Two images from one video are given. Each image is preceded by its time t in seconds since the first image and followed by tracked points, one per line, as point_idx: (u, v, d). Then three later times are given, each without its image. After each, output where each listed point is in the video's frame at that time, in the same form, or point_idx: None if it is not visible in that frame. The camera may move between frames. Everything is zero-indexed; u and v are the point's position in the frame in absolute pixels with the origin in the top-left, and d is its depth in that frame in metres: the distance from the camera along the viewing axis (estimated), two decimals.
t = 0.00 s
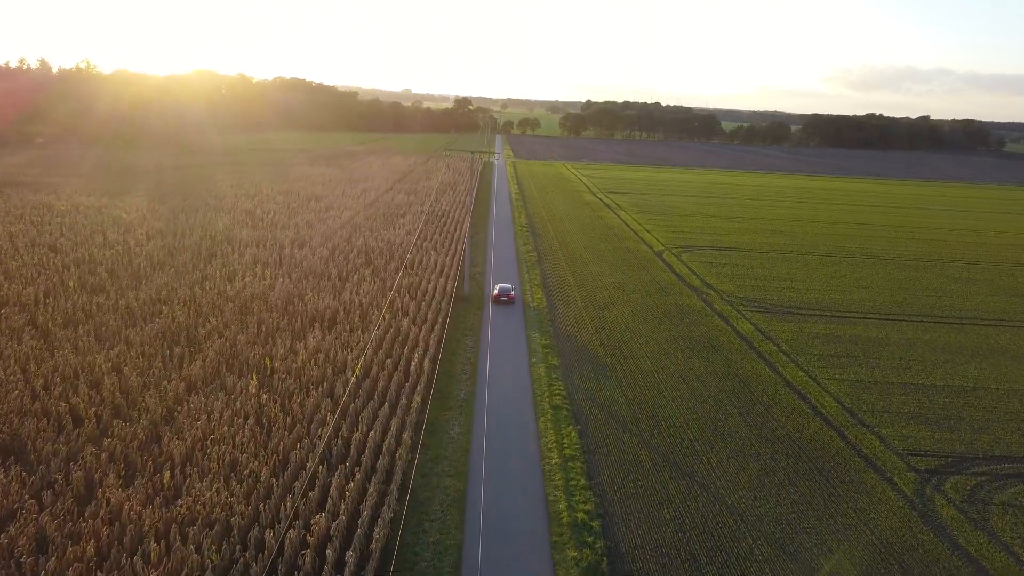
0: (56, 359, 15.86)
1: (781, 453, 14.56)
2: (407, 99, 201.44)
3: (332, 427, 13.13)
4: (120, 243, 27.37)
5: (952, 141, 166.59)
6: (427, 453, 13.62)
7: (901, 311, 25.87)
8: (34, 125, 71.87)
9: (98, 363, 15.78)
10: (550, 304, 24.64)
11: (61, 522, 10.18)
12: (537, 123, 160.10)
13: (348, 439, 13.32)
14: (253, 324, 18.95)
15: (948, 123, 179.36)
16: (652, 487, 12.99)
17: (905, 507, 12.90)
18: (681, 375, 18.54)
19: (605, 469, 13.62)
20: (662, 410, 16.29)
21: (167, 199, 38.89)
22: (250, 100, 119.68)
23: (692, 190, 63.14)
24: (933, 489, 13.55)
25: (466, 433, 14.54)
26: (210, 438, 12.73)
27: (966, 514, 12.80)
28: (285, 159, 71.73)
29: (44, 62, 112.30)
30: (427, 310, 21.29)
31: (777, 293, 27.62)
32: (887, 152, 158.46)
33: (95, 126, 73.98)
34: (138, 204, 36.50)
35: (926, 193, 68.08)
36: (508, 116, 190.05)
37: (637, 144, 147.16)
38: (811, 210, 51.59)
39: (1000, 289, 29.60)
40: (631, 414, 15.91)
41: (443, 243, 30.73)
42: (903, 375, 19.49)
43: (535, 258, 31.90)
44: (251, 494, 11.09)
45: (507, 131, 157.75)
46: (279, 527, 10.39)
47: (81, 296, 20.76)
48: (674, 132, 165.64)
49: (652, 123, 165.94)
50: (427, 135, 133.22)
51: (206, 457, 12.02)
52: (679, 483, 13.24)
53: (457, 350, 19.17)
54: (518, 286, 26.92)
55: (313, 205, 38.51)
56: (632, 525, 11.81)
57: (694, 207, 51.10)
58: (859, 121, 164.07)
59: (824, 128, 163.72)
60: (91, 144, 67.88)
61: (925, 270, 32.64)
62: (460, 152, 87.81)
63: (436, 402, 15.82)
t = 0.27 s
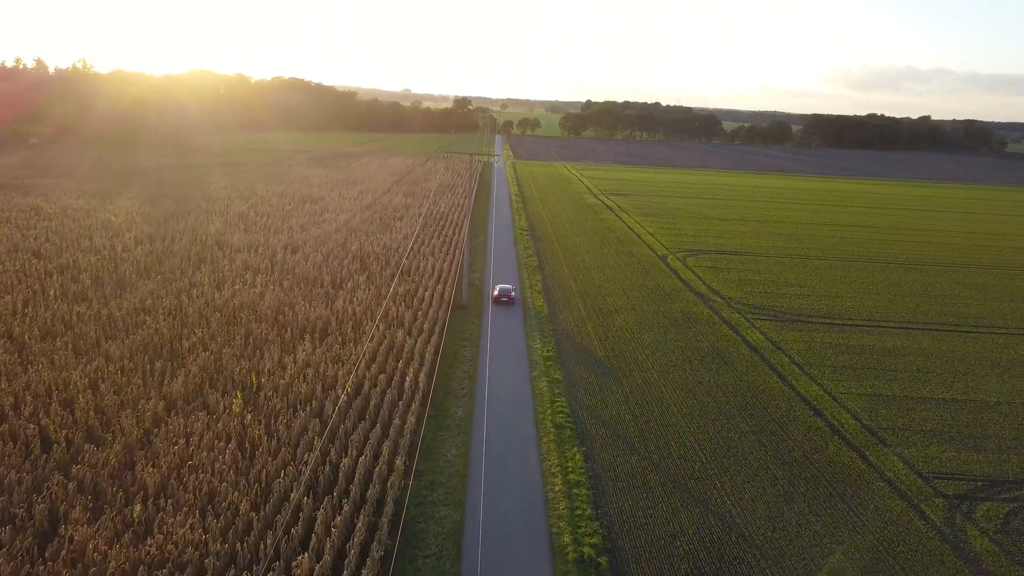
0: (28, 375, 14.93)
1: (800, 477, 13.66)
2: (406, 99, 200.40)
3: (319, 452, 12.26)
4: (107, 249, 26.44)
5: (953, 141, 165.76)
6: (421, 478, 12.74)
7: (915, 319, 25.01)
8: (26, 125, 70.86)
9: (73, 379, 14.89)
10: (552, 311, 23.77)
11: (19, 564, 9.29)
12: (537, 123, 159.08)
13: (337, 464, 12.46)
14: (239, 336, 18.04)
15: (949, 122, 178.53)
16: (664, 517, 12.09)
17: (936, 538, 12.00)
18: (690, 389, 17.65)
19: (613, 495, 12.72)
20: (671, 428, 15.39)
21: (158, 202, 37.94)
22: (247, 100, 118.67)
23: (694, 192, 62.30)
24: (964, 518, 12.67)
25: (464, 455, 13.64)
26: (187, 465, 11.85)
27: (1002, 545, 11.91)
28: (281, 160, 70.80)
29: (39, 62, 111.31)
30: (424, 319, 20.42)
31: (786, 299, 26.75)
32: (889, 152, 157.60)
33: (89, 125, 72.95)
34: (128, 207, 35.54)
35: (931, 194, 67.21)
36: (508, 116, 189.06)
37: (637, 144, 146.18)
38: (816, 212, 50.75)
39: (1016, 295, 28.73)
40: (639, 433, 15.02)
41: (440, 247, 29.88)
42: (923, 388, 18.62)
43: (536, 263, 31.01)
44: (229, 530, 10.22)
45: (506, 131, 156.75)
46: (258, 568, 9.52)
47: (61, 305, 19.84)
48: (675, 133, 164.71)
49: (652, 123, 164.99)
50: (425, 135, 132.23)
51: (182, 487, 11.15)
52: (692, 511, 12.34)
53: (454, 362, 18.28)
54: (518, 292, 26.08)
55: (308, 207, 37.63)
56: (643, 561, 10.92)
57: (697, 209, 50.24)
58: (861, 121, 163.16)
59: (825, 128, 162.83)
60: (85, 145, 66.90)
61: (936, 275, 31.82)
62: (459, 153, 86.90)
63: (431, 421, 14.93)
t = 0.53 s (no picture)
0: None
1: (821, 505, 12.76)
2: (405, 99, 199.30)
3: (305, 482, 11.39)
4: (92, 254, 25.51)
5: (955, 141, 164.90)
6: (415, 508, 11.86)
7: (930, 327, 24.13)
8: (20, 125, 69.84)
9: (45, 398, 13.99)
10: (554, 319, 22.89)
11: None
12: (537, 123, 158.10)
13: (324, 494, 11.59)
14: (225, 349, 17.13)
15: (950, 122, 177.68)
16: (677, 551, 11.21)
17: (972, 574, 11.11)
18: (700, 404, 16.77)
19: (622, 526, 11.83)
20: (682, 448, 14.50)
21: (149, 205, 37.00)
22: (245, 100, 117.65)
23: (696, 193, 61.41)
24: (1000, 550, 11.78)
25: (461, 482, 12.75)
26: (161, 497, 10.97)
27: None
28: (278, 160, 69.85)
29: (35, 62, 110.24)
30: (420, 330, 19.54)
31: (796, 306, 25.88)
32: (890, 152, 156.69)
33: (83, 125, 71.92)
34: (118, 210, 34.60)
35: (936, 195, 66.33)
36: (507, 116, 188.12)
37: (637, 145, 145.24)
38: (821, 214, 49.89)
39: None
40: (648, 454, 14.13)
41: (438, 252, 29.02)
42: (944, 402, 17.75)
43: (537, 268, 30.11)
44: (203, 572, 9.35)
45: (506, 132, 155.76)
46: None
47: (39, 314, 18.92)
48: (675, 133, 163.78)
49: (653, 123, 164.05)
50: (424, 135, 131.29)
51: (154, 522, 10.27)
52: (707, 544, 11.46)
53: (452, 376, 17.39)
54: (519, 298, 25.21)
55: (303, 210, 36.76)
56: None
57: (700, 211, 49.36)
58: (862, 121, 162.25)
59: (827, 129, 161.96)
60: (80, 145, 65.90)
61: (948, 280, 30.99)
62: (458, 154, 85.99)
63: (427, 443, 14.04)
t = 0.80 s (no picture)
0: None
1: (846, 536, 11.85)
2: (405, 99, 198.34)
3: (287, 516, 10.53)
4: (76, 261, 24.59)
5: (956, 141, 164.00)
6: (408, 543, 10.97)
7: (947, 335, 23.24)
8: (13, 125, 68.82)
9: (14, 419, 13.09)
10: (555, 328, 22.00)
11: None
12: (537, 123, 157.11)
13: (308, 529, 10.73)
14: (210, 364, 16.26)
15: (952, 122, 176.82)
16: None
17: None
18: (711, 421, 15.88)
19: (631, 561, 10.95)
20: (693, 472, 13.62)
21: (140, 208, 36.05)
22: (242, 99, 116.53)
23: (698, 194, 60.48)
24: None
25: (458, 511, 11.86)
26: (130, 534, 10.11)
27: None
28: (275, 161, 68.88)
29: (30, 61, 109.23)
30: (416, 341, 18.65)
31: (806, 313, 25.02)
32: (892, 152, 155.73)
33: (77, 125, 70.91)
34: (107, 213, 33.66)
35: (942, 196, 65.40)
36: (507, 116, 187.14)
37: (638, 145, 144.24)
38: (827, 216, 49.01)
39: None
40: (658, 479, 13.24)
41: (436, 256, 28.15)
42: (967, 418, 16.86)
43: (537, 273, 29.18)
44: None
45: (506, 132, 154.82)
46: None
47: (16, 325, 18.01)
48: (675, 133, 162.88)
49: (653, 123, 163.15)
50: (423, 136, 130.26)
51: (120, 565, 9.39)
52: None
53: (449, 391, 16.50)
54: (519, 305, 24.35)
55: (298, 213, 35.87)
56: None
57: (703, 213, 48.50)
58: (863, 121, 161.33)
59: (828, 129, 161.04)
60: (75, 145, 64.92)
61: (960, 285, 30.16)
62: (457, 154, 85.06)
63: (421, 466, 13.17)
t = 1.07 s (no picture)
0: None
1: (872, 570, 10.98)
2: (404, 99, 197.43)
3: (267, 554, 9.68)
4: (60, 266, 23.70)
5: (957, 141, 163.22)
6: None
7: (964, 344, 22.38)
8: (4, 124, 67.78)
9: None
10: (557, 336, 21.08)
11: None
12: (536, 123, 156.18)
13: (290, 568, 9.88)
14: (193, 379, 15.39)
15: (953, 122, 175.94)
16: None
17: None
18: (722, 439, 15.03)
19: None
20: (706, 497, 12.76)
21: (130, 210, 35.16)
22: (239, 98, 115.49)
23: (701, 195, 59.63)
24: None
25: (454, 544, 10.99)
26: None
27: None
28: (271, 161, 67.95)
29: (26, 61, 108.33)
30: (411, 353, 17.73)
31: (816, 320, 24.17)
32: (893, 152, 154.92)
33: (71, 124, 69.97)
34: (95, 216, 32.74)
35: (947, 196, 64.57)
36: (506, 116, 186.25)
37: (638, 145, 143.32)
38: (832, 217, 48.15)
39: None
40: (668, 505, 12.37)
41: (433, 261, 27.25)
42: (993, 434, 15.99)
43: (538, 277, 28.31)
44: None
45: (505, 132, 153.91)
46: None
47: None
48: (676, 133, 161.99)
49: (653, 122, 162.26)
50: (422, 135, 129.33)
51: None
52: None
53: (445, 407, 15.63)
54: (519, 312, 23.44)
55: (291, 215, 34.95)
56: None
57: (707, 214, 47.58)
58: (864, 120, 160.49)
59: (829, 129, 160.23)
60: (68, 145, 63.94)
61: (973, 289, 29.33)
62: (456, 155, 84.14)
63: (415, 493, 12.28)
